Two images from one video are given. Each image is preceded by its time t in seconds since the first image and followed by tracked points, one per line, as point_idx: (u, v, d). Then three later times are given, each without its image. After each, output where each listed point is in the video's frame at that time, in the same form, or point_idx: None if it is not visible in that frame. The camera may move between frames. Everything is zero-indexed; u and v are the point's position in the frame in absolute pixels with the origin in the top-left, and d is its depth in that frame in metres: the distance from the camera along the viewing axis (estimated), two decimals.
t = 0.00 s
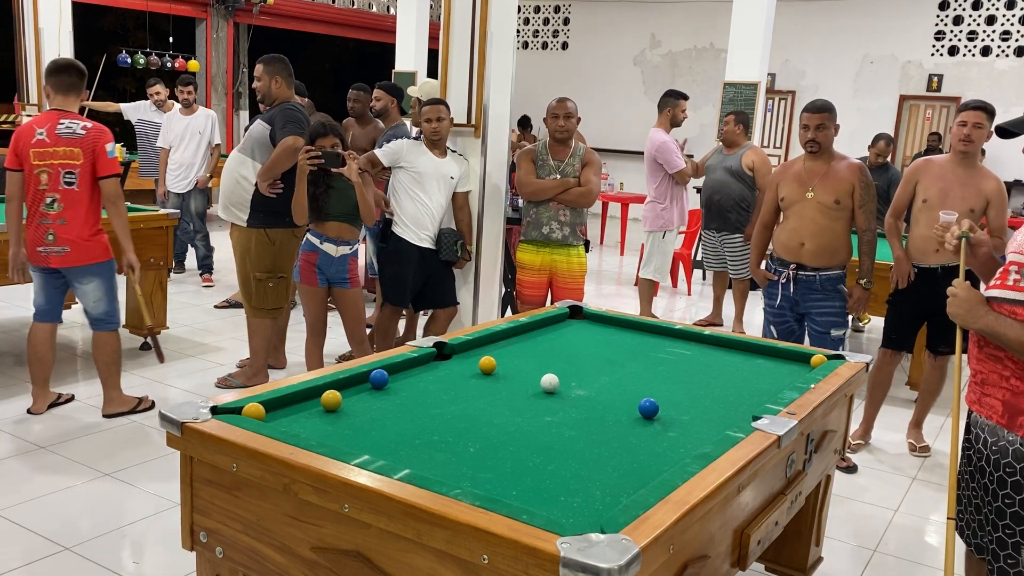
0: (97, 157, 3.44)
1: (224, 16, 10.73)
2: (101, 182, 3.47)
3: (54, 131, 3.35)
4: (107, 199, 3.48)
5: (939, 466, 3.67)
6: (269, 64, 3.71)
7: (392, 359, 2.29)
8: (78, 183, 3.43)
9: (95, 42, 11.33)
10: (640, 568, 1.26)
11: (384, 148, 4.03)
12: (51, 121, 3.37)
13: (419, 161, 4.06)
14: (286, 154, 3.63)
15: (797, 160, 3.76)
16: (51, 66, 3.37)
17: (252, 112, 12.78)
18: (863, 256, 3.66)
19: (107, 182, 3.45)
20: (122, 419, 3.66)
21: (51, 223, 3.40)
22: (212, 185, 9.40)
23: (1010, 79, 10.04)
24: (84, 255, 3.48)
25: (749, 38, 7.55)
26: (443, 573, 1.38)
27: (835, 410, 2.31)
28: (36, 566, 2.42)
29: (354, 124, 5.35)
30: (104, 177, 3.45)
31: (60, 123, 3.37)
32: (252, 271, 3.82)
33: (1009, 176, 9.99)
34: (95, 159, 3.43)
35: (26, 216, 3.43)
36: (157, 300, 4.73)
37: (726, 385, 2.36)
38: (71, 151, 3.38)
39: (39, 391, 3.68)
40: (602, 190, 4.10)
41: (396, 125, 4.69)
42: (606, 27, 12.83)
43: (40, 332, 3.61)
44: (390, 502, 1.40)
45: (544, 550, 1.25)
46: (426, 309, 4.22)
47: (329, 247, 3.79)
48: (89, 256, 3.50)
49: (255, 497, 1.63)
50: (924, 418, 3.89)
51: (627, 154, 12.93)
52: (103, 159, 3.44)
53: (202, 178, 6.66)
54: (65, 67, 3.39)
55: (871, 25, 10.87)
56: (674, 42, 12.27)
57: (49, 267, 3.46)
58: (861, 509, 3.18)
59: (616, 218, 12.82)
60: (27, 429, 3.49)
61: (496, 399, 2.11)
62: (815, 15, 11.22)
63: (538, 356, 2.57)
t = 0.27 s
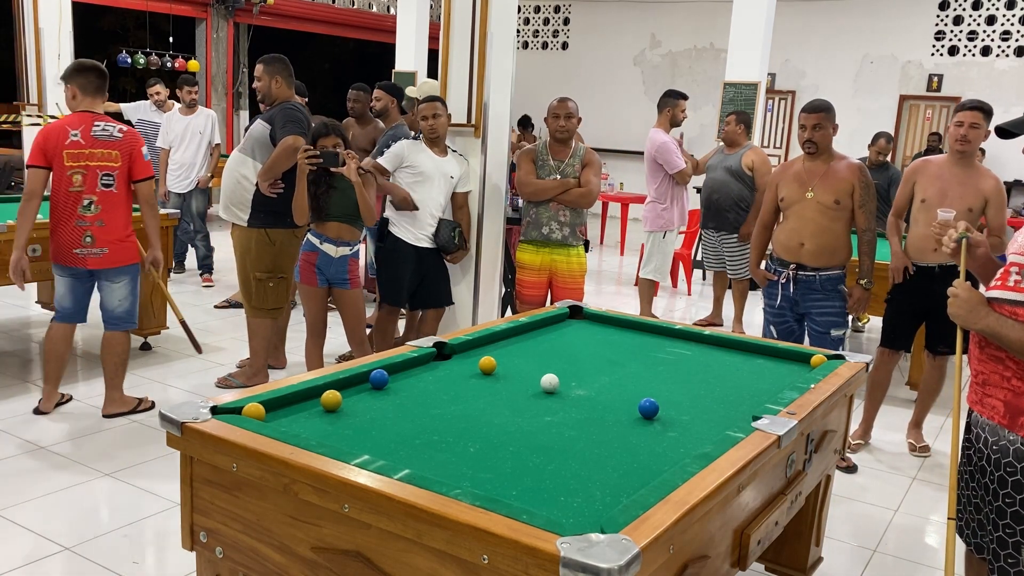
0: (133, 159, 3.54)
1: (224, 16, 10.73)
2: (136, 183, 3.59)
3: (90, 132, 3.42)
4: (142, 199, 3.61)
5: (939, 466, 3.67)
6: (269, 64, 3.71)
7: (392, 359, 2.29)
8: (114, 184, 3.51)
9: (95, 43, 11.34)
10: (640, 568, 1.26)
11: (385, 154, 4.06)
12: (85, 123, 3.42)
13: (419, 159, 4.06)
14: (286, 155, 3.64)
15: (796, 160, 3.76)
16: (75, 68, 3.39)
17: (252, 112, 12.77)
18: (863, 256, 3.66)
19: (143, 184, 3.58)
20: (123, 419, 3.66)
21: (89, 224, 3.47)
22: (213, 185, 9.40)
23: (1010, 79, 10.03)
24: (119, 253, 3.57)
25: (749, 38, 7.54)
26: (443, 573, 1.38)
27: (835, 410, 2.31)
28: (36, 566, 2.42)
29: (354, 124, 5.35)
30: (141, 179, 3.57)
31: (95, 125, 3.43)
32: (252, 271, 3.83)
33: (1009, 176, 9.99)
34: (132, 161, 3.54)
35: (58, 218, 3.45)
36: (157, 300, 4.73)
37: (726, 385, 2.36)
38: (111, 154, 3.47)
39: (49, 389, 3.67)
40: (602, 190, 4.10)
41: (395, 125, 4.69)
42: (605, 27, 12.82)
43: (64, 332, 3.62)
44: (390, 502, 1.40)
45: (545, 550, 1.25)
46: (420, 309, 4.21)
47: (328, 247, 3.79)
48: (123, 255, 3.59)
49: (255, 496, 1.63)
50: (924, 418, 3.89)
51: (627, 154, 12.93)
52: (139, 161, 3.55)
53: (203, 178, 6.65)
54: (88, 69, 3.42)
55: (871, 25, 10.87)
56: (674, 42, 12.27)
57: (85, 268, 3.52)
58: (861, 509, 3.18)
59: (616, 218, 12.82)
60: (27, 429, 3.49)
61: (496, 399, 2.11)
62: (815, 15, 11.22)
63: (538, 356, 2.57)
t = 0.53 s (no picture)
0: (152, 158, 3.59)
1: (224, 16, 10.74)
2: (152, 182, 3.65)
3: (110, 133, 3.43)
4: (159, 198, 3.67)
5: (939, 466, 3.67)
6: (269, 63, 3.73)
7: (392, 359, 2.29)
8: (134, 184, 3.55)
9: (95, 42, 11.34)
10: (640, 568, 1.26)
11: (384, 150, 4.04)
12: (104, 123, 3.42)
13: (415, 156, 4.06)
14: (283, 156, 3.59)
15: (795, 159, 3.76)
16: (90, 67, 3.38)
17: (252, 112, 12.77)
18: (863, 256, 3.65)
19: (160, 183, 3.65)
20: (123, 419, 3.66)
21: (110, 223, 3.50)
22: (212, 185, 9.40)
23: (1010, 79, 10.03)
24: (138, 251, 3.62)
25: (749, 38, 7.54)
26: (443, 572, 1.38)
27: (835, 410, 2.31)
28: (37, 565, 2.42)
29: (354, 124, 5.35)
30: (157, 178, 3.63)
31: (114, 126, 3.45)
32: (242, 270, 3.83)
33: (1009, 176, 9.99)
34: (150, 160, 3.58)
35: (78, 217, 3.45)
36: (157, 300, 4.72)
37: (726, 385, 2.36)
38: (132, 154, 3.50)
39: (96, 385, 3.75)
40: (602, 191, 4.10)
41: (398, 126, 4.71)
42: (605, 27, 12.82)
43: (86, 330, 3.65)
44: (390, 502, 1.40)
45: (544, 550, 1.25)
46: (420, 306, 4.21)
47: (327, 247, 3.78)
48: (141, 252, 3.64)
49: (255, 496, 1.63)
50: (924, 418, 3.90)
51: (627, 154, 12.93)
52: (157, 160, 3.61)
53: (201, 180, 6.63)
54: (102, 68, 3.41)
55: (870, 25, 10.87)
56: (674, 42, 12.27)
57: (104, 267, 3.55)
58: (862, 509, 3.18)
59: (616, 218, 12.82)
60: (29, 429, 3.49)
61: (496, 399, 2.11)
62: (815, 15, 11.22)
63: (538, 356, 2.57)
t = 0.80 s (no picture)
0: (152, 158, 3.57)
1: (224, 16, 10.74)
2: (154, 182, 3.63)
3: (109, 134, 3.43)
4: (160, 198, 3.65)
5: (939, 466, 3.67)
6: (270, 62, 3.73)
7: (391, 359, 2.29)
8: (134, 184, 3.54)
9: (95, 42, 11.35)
10: (640, 568, 1.26)
11: (373, 154, 4.03)
12: (103, 124, 3.42)
13: (410, 156, 4.06)
14: (265, 159, 3.63)
15: (795, 159, 3.76)
16: (88, 68, 3.38)
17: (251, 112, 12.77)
18: (863, 256, 3.65)
19: (161, 183, 3.63)
20: (123, 419, 3.66)
21: (112, 224, 3.50)
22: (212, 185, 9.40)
23: (1011, 79, 10.02)
24: (140, 252, 3.61)
25: (749, 38, 7.54)
26: (443, 572, 1.38)
27: (835, 410, 2.31)
28: (36, 565, 2.42)
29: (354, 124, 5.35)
30: (158, 177, 3.61)
31: (114, 126, 3.44)
32: (242, 273, 3.87)
33: (1009, 176, 9.99)
34: (151, 160, 3.57)
35: (80, 219, 3.47)
36: (157, 300, 4.72)
37: (725, 385, 2.36)
38: (131, 155, 3.49)
39: (97, 385, 3.74)
40: (601, 191, 4.11)
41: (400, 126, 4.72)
42: (605, 27, 12.83)
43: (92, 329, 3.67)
44: (390, 502, 1.41)
45: (544, 550, 1.25)
46: (425, 304, 4.21)
47: (328, 247, 3.78)
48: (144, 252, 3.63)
49: (255, 496, 1.63)
50: (924, 418, 3.90)
51: (627, 154, 12.93)
52: (157, 160, 3.59)
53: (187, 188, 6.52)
54: (101, 68, 3.40)
55: (870, 25, 10.88)
56: (674, 42, 12.27)
57: (106, 267, 3.56)
58: (862, 509, 3.18)
59: (616, 218, 12.82)
60: (28, 429, 3.49)
61: (496, 399, 2.11)
62: (815, 15, 11.22)
63: (538, 356, 2.57)
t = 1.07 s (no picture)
0: (152, 158, 3.56)
1: (224, 16, 10.74)
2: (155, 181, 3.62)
3: (108, 134, 3.43)
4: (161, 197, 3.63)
5: (939, 466, 3.67)
6: (268, 61, 3.74)
7: (392, 359, 2.29)
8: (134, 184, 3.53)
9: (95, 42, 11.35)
10: (640, 568, 1.26)
11: (382, 159, 3.97)
12: (103, 124, 3.42)
13: (417, 163, 4.02)
14: (253, 156, 3.67)
15: (795, 159, 3.76)
16: (87, 69, 3.38)
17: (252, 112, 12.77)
18: (863, 256, 3.66)
19: (161, 182, 3.61)
20: (123, 419, 3.66)
21: (112, 224, 3.50)
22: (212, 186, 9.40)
23: (1011, 79, 10.02)
24: (140, 251, 3.60)
25: (749, 38, 7.54)
26: (443, 573, 1.38)
27: (836, 410, 2.32)
28: (37, 565, 2.42)
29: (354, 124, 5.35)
30: (158, 177, 3.60)
31: (113, 126, 3.44)
32: (236, 274, 3.89)
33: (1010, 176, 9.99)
34: (151, 160, 3.56)
35: (81, 218, 3.48)
36: (157, 299, 4.72)
37: (726, 384, 2.37)
38: (130, 155, 3.49)
39: (98, 386, 3.74)
40: (602, 191, 4.11)
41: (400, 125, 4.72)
42: (605, 27, 12.83)
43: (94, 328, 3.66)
44: (389, 502, 1.41)
45: (544, 550, 1.25)
46: (426, 306, 4.22)
47: (330, 248, 3.77)
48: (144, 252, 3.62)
49: (255, 496, 1.63)
50: (924, 418, 3.90)
51: (627, 154, 12.93)
52: (158, 160, 3.58)
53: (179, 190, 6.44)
54: (101, 69, 3.41)
55: (870, 25, 10.87)
56: (674, 42, 12.27)
57: (107, 267, 3.56)
58: (861, 509, 3.18)
59: (616, 218, 12.83)
60: (29, 429, 3.49)
61: (496, 399, 2.11)
62: (815, 15, 11.22)
63: (538, 356, 2.57)
